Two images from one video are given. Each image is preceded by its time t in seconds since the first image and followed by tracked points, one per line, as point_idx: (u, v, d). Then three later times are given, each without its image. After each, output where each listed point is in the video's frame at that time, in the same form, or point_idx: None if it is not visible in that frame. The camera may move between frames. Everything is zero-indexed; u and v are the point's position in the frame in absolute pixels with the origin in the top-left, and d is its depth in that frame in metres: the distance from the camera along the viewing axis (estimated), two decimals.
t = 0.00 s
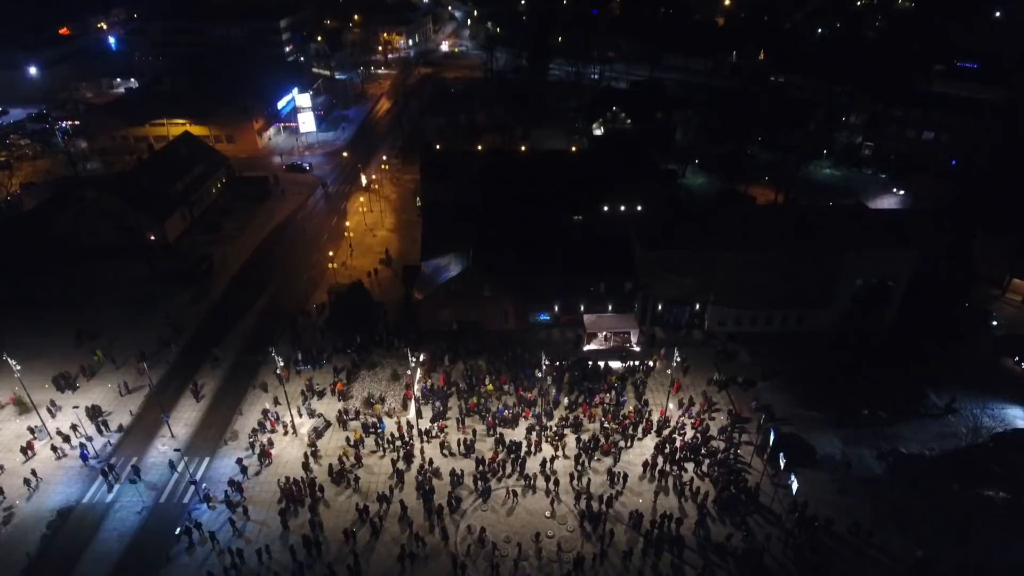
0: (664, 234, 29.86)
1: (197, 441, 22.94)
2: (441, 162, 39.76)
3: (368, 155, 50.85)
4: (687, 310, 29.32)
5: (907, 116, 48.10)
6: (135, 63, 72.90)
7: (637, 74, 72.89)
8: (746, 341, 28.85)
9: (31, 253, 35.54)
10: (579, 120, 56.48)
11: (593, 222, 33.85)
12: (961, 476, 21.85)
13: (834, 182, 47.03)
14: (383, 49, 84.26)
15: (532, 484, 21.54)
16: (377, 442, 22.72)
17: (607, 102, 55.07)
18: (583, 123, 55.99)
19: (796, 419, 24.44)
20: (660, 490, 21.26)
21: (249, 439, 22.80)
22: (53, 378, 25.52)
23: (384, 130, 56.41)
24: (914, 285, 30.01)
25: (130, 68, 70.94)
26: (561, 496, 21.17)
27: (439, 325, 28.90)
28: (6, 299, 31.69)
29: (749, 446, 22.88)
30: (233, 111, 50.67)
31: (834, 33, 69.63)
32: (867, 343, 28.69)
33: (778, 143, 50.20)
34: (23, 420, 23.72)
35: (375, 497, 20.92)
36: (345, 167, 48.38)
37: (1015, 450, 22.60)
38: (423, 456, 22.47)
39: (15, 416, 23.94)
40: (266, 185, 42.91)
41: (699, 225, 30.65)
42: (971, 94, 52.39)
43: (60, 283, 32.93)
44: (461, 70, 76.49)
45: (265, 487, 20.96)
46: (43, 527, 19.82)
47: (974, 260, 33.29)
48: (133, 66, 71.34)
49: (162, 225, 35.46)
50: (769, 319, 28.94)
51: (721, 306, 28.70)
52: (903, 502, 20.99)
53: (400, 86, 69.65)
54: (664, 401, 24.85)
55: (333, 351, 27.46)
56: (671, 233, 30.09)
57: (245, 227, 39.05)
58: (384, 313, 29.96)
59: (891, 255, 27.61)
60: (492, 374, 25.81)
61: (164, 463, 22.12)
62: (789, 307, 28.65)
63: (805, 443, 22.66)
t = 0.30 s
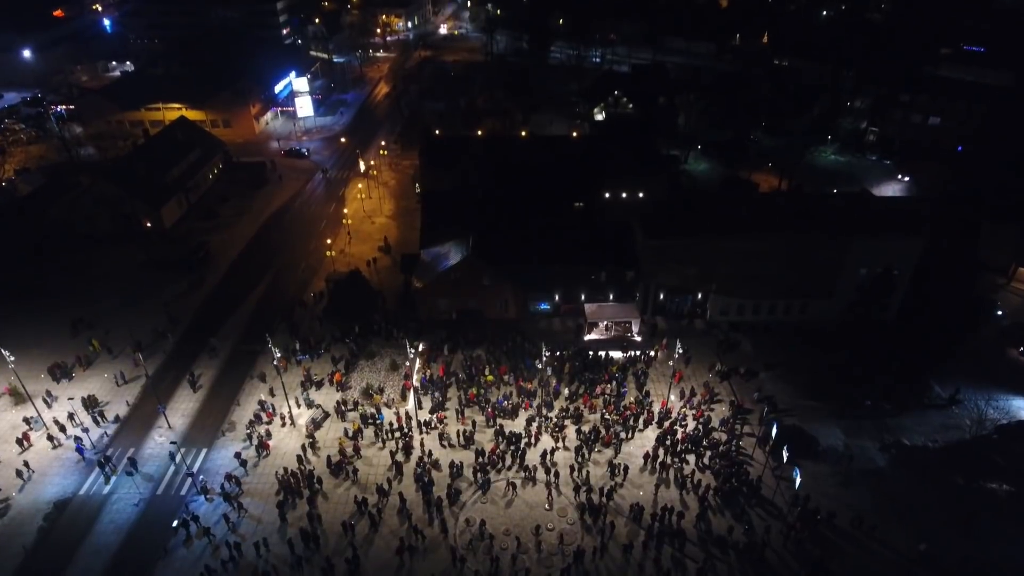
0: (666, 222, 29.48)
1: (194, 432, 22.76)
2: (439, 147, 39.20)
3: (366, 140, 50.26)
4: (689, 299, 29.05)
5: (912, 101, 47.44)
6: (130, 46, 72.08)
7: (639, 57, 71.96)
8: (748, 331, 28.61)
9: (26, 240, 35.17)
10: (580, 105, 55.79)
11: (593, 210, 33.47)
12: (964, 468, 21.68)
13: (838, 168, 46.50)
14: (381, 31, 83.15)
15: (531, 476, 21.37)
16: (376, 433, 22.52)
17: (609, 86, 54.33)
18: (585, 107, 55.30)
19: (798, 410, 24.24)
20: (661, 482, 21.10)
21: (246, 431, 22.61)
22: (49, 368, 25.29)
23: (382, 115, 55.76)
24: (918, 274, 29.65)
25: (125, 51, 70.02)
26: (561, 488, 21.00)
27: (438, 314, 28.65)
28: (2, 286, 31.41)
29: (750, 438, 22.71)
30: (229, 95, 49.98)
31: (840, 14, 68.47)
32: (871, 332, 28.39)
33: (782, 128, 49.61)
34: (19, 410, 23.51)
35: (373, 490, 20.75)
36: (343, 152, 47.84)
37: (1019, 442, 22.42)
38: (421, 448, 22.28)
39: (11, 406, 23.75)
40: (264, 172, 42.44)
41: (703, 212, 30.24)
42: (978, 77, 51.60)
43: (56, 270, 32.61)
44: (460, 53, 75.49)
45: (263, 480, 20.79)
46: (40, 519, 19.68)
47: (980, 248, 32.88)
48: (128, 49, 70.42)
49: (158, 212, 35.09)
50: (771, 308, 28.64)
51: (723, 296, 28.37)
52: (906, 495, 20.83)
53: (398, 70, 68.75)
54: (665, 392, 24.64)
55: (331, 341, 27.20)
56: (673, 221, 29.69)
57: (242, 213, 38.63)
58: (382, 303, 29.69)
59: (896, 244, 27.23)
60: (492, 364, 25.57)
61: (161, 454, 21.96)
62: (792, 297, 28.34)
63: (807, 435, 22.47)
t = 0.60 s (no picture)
0: (668, 210, 29.05)
1: (192, 423, 22.58)
2: (438, 133, 38.63)
3: (365, 125, 49.64)
4: (691, 289, 28.77)
5: (919, 86, 46.67)
6: (127, 29, 71.13)
7: (641, 40, 70.96)
8: (750, 321, 28.38)
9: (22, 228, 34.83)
10: (581, 90, 55.06)
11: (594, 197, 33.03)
12: (968, 462, 21.47)
13: (842, 154, 45.91)
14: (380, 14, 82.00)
15: (531, 469, 21.20)
16: (375, 425, 22.33)
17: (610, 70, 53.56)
18: (586, 92, 54.57)
19: (801, 401, 24.03)
20: (661, 475, 20.94)
21: (244, 423, 22.42)
22: (45, 358, 25.08)
23: (381, 99, 55.07)
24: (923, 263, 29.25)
25: (121, 33, 69.08)
26: (562, 481, 20.83)
27: (437, 303, 28.34)
28: None
29: (752, 430, 22.51)
30: (225, 79, 49.30)
31: None
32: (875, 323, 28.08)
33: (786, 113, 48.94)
34: (15, 401, 23.33)
35: (372, 483, 20.59)
36: (341, 137, 47.29)
37: None
38: (420, 440, 22.09)
39: (7, 396, 23.57)
40: (261, 158, 41.94)
41: (705, 200, 29.80)
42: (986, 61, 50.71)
43: (52, 259, 32.31)
44: (460, 36, 74.37)
45: (261, 473, 20.64)
46: (36, 511, 19.55)
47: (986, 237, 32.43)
48: (124, 31, 69.47)
49: (154, 199, 34.69)
50: (774, 298, 28.34)
51: (726, 286, 28.04)
52: (909, 488, 20.65)
53: (397, 53, 67.84)
54: (667, 383, 24.40)
55: (329, 331, 26.92)
56: (676, 210, 29.27)
57: (239, 200, 38.22)
58: (380, 292, 29.36)
59: (901, 233, 26.79)
60: (492, 355, 25.31)
61: (158, 446, 21.79)
62: (795, 287, 28.01)
63: (810, 428, 22.25)
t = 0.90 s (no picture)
0: (670, 198, 28.64)
1: (189, 415, 22.40)
2: (437, 119, 38.10)
3: (363, 110, 49.03)
4: (694, 278, 28.47)
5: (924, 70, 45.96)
6: (121, 11, 69.98)
7: (643, 23, 69.95)
8: (753, 311, 28.13)
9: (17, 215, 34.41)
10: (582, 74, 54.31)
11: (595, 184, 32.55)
12: (971, 454, 21.31)
13: (846, 141, 45.31)
14: None
15: (531, 462, 21.02)
16: (373, 416, 22.14)
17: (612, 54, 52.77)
18: (587, 77, 53.85)
19: (803, 392, 23.82)
20: (662, 468, 20.78)
21: (241, 415, 22.22)
22: (40, 349, 24.83)
23: (379, 83, 54.38)
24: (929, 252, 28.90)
25: (116, 16, 68.03)
26: (562, 474, 20.67)
27: (437, 292, 28.02)
28: None
29: (754, 422, 22.32)
30: (221, 63, 48.57)
31: None
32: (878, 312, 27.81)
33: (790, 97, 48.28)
34: (10, 392, 23.12)
35: (370, 475, 20.43)
36: (339, 123, 46.70)
37: None
38: (419, 432, 21.90)
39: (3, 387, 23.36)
40: (258, 144, 41.42)
41: (707, 188, 29.37)
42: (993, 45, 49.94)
43: (47, 248, 31.94)
44: (460, 19, 73.28)
45: (259, 466, 20.48)
46: (33, 504, 19.41)
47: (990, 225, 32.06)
48: (119, 14, 68.43)
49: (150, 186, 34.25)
50: (777, 288, 28.00)
51: (728, 275, 27.70)
52: (912, 481, 20.49)
53: (395, 36, 66.91)
54: (668, 374, 24.16)
55: (327, 321, 26.66)
56: (678, 199, 28.87)
57: (236, 187, 37.78)
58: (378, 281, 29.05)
59: (906, 222, 26.37)
60: (491, 345, 25.07)
61: (155, 439, 21.62)
62: (799, 276, 27.67)
63: (813, 420, 22.05)
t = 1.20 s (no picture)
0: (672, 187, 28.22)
1: (186, 407, 22.22)
2: (436, 105, 37.54)
3: (361, 95, 48.39)
4: (696, 267, 28.15)
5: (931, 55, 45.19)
6: None
7: (645, 6, 68.87)
8: (755, 300, 27.83)
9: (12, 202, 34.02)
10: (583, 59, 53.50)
11: (596, 171, 32.08)
12: (974, 447, 21.15)
13: (850, 127, 44.71)
14: None
15: (530, 454, 20.85)
16: (371, 408, 21.93)
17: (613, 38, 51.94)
18: (588, 61, 53.07)
19: (806, 384, 23.61)
20: (663, 461, 20.61)
21: (238, 406, 22.03)
22: (36, 339, 24.58)
23: (377, 67, 53.66)
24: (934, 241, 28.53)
25: None
26: (561, 466, 20.51)
27: (435, 281, 27.71)
28: None
29: (756, 414, 22.13)
30: (217, 47, 47.85)
31: None
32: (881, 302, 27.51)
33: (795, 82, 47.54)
34: (5, 383, 22.91)
35: (367, 468, 20.28)
36: (336, 108, 46.11)
37: None
38: (418, 424, 21.70)
39: None
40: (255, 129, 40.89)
41: (709, 176, 28.96)
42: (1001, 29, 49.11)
43: (41, 236, 31.58)
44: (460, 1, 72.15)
45: (256, 458, 20.31)
46: (29, 497, 19.28)
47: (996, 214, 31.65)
48: None
49: (145, 173, 33.81)
50: (780, 278, 27.67)
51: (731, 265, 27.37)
52: (915, 474, 20.34)
53: (394, 19, 65.90)
54: (669, 366, 23.94)
55: (325, 311, 26.39)
56: (680, 187, 28.45)
57: (233, 174, 37.34)
58: (377, 271, 28.72)
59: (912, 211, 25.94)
60: (491, 336, 24.82)
61: (152, 430, 21.45)
62: (801, 266, 27.35)
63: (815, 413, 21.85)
